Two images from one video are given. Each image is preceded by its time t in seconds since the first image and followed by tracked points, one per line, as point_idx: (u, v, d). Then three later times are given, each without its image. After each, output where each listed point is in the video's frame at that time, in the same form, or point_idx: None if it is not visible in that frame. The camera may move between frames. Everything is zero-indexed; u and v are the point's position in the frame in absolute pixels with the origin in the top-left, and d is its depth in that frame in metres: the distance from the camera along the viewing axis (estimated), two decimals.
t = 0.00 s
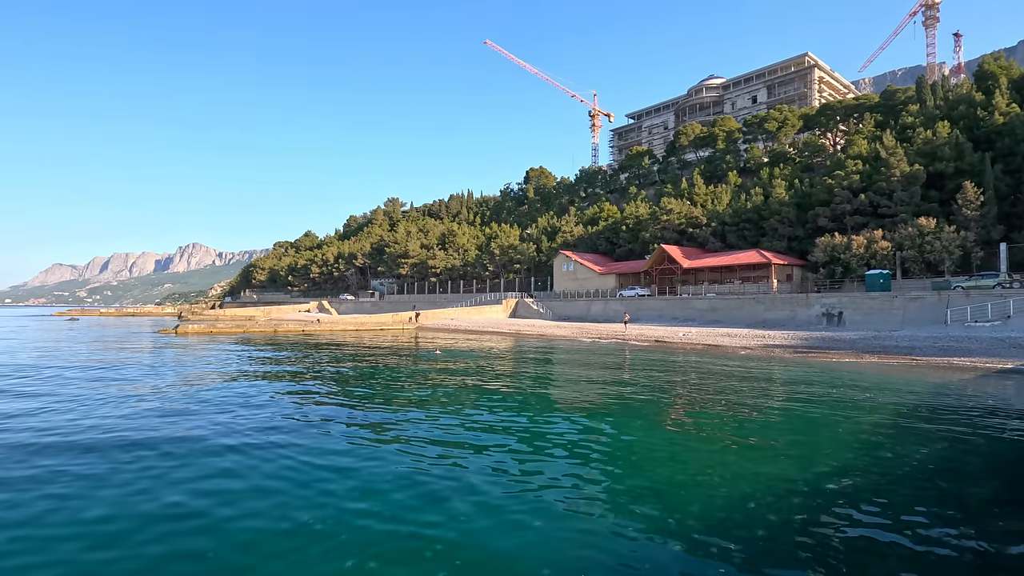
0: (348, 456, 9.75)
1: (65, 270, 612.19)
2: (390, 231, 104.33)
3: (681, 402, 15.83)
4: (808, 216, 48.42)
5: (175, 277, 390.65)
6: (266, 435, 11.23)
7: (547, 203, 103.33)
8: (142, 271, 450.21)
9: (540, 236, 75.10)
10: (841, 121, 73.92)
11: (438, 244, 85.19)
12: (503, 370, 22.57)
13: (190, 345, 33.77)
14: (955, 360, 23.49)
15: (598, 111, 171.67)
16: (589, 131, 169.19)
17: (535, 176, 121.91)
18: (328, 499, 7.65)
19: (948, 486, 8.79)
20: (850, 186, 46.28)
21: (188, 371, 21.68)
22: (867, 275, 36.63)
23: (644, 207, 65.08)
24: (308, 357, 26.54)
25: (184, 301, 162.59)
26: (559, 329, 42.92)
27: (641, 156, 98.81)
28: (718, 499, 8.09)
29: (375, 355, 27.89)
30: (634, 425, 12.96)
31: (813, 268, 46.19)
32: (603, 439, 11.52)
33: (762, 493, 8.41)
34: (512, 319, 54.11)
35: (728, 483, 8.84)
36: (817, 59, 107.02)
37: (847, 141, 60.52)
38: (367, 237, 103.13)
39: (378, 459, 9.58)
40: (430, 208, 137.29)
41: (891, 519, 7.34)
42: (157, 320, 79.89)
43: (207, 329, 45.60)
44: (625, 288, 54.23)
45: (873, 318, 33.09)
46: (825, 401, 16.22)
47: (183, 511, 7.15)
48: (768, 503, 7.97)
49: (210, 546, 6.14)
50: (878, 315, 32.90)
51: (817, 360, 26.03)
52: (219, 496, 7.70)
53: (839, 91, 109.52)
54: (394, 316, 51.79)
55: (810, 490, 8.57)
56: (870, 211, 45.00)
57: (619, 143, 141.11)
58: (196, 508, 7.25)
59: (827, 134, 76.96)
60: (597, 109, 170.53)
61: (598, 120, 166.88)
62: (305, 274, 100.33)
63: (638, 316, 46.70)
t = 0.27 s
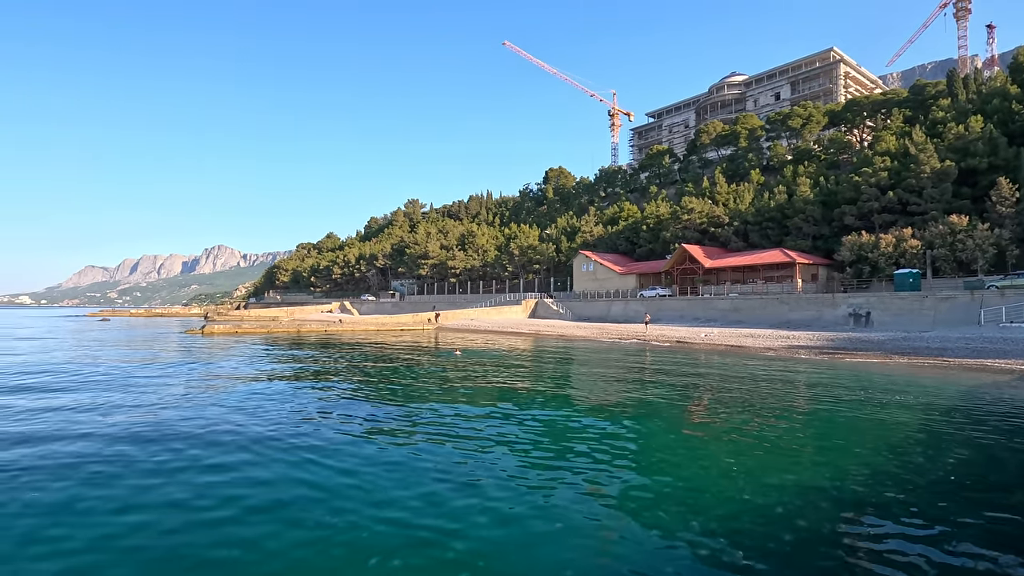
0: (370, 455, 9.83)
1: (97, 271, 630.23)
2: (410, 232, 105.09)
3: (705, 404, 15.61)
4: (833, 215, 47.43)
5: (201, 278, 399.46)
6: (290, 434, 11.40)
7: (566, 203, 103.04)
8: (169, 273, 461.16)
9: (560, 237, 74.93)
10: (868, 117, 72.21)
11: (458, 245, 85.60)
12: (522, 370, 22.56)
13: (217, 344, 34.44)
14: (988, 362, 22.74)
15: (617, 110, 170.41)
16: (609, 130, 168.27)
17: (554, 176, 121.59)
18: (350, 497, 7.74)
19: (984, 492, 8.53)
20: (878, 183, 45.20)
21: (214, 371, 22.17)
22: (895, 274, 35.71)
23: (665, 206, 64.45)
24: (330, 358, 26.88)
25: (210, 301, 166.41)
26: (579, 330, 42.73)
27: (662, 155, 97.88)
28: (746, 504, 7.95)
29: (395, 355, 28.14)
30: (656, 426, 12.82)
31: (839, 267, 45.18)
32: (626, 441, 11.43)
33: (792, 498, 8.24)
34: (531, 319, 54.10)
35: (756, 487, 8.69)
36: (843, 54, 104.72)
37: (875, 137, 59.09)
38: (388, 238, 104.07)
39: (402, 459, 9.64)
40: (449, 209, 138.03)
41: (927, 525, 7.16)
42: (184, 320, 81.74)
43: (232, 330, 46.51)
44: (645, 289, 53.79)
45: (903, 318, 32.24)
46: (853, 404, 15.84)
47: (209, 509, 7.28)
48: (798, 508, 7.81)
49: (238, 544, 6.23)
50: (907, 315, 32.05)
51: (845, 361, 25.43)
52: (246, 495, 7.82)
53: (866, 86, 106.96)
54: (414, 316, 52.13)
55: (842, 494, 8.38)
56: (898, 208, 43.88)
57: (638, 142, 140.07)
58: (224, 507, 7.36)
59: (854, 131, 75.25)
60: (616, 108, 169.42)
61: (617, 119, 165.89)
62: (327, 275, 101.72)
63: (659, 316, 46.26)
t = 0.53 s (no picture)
0: (391, 454, 9.94)
1: (129, 273, 648.82)
2: (431, 233, 105.82)
3: (728, 405, 15.38)
4: (862, 212, 46.32)
5: (228, 279, 408.16)
6: (314, 433, 11.59)
7: (587, 202, 102.58)
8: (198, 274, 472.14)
9: (580, 236, 74.61)
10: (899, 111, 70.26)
11: (479, 245, 85.86)
12: (543, 370, 22.52)
13: (243, 344, 35.17)
14: None
15: (638, 108, 168.78)
16: (630, 129, 166.86)
17: (575, 175, 121.11)
18: (372, 495, 7.84)
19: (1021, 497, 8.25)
20: (908, 179, 44.04)
21: (241, 370, 22.66)
22: (927, 273, 34.69)
23: (688, 205, 63.68)
24: (353, 358, 27.21)
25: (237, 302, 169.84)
26: (600, 330, 42.50)
27: (684, 153, 96.71)
28: (770, 506, 7.79)
29: (416, 355, 28.34)
30: (678, 427, 12.66)
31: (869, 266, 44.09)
32: (647, 441, 11.33)
33: (817, 500, 8.06)
34: (552, 319, 54.01)
35: (780, 489, 8.52)
36: (872, 47, 102.10)
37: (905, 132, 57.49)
38: (409, 238, 104.91)
39: (422, 459, 9.69)
40: (470, 210, 138.56)
41: (958, 530, 6.94)
42: (212, 320, 83.63)
43: (258, 330, 47.40)
44: (667, 288, 53.23)
45: (936, 318, 31.28)
46: (884, 406, 15.41)
47: (231, 507, 7.39)
48: (824, 511, 7.63)
49: (258, 541, 6.32)
50: (940, 315, 31.11)
51: (874, 362, 24.78)
52: (267, 493, 7.93)
53: (896, 79, 104.05)
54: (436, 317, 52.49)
55: (870, 498, 8.16)
56: (930, 205, 42.64)
57: (660, 140, 138.65)
58: (245, 504, 7.48)
59: (883, 126, 73.30)
60: (637, 106, 167.85)
61: (638, 117, 164.41)
62: (350, 275, 103.01)
63: (681, 316, 45.74)
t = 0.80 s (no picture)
0: (409, 454, 10.00)
1: (150, 274, 660.74)
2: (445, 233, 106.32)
3: (747, 406, 15.15)
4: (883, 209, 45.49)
5: (246, 280, 413.78)
6: (333, 432, 11.71)
7: (601, 202, 102.21)
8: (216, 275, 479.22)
9: (595, 236, 74.34)
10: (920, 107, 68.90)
11: (493, 245, 85.99)
12: (558, 370, 22.49)
13: (261, 344, 35.62)
14: None
15: (653, 106, 167.68)
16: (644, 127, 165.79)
17: (589, 175, 120.62)
18: (392, 494, 7.91)
19: None
20: (930, 175, 43.20)
21: (260, 370, 22.99)
22: (951, 271, 33.96)
23: (703, 204, 63.11)
24: (369, 358, 27.43)
25: (254, 302, 171.94)
26: (615, 330, 42.32)
27: (700, 151, 95.87)
28: (794, 506, 7.68)
29: (431, 355, 28.48)
30: (696, 428, 12.51)
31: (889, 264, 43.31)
32: (665, 442, 11.23)
33: (842, 500, 7.95)
34: (566, 319, 53.90)
35: (804, 490, 8.40)
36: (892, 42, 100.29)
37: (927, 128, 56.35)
38: (424, 239, 105.39)
39: (441, 459, 9.71)
40: (484, 210, 138.82)
41: (986, 534, 6.79)
42: (231, 320, 84.84)
43: (275, 330, 47.98)
44: (683, 288, 52.82)
45: (959, 317, 30.61)
46: (907, 407, 15.09)
47: (251, 507, 7.44)
48: (849, 511, 7.51)
49: (281, 539, 6.40)
50: (963, 314, 30.45)
51: (895, 362, 24.31)
52: (287, 493, 7.98)
53: (917, 74, 102.03)
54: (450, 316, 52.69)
55: (897, 498, 8.03)
56: (953, 202, 41.76)
57: (675, 139, 137.61)
58: (265, 504, 7.53)
59: (904, 122, 71.92)
60: (652, 105, 166.78)
61: (653, 115, 163.38)
62: (365, 276, 103.80)
63: (697, 316, 45.34)
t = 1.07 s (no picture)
0: (417, 454, 10.03)
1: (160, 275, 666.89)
2: (452, 233, 106.44)
3: (756, 406, 15.05)
4: (894, 207, 45.04)
5: (255, 280, 416.82)
6: (342, 432, 11.76)
7: (609, 201, 101.98)
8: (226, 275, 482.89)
9: (602, 235, 74.20)
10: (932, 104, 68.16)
11: (500, 245, 86.06)
12: (566, 370, 22.46)
13: (271, 344, 35.88)
14: None
15: (660, 105, 166.99)
16: (652, 126, 165.18)
17: (597, 174, 120.36)
18: (400, 494, 7.94)
19: None
20: (942, 173, 42.80)
21: (269, 370, 23.17)
22: (963, 270, 33.56)
23: (712, 202, 62.80)
24: (378, 357, 27.56)
25: (264, 302, 173.20)
26: (623, 329, 42.25)
27: (708, 150, 95.41)
28: (805, 507, 7.60)
29: (440, 355, 28.56)
30: (705, 428, 12.43)
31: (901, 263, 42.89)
32: (673, 442, 11.17)
33: (854, 501, 7.87)
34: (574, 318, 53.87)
35: (815, 490, 8.32)
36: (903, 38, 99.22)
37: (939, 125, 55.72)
38: (432, 239, 105.68)
39: (449, 459, 9.72)
40: (492, 210, 138.95)
41: (1001, 535, 6.70)
42: (241, 320, 85.53)
43: (285, 330, 48.30)
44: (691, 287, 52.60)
45: (972, 317, 30.25)
46: (918, 407, 14.92)
47: (259, 507, 7.46)
48: (861, 512, 7.44)
49: (292, 538, 6.45)
50: (976, 313, 30.09)
51: (907, 362, 24.09)
52: (295, 493, 8.03)
53: (929, 71, 100.87)
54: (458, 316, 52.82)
55: (910, 499, 7.95)
56: (966, 199, 41.32)
57: (683, 137, 137.05)
58: (273, 504, 7.56)
59: (915, 119, 71.15)
60: (659, 104, 166.10)
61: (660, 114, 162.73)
62: (373, 275, 104.24)
63: (705, 315, 45.14)
